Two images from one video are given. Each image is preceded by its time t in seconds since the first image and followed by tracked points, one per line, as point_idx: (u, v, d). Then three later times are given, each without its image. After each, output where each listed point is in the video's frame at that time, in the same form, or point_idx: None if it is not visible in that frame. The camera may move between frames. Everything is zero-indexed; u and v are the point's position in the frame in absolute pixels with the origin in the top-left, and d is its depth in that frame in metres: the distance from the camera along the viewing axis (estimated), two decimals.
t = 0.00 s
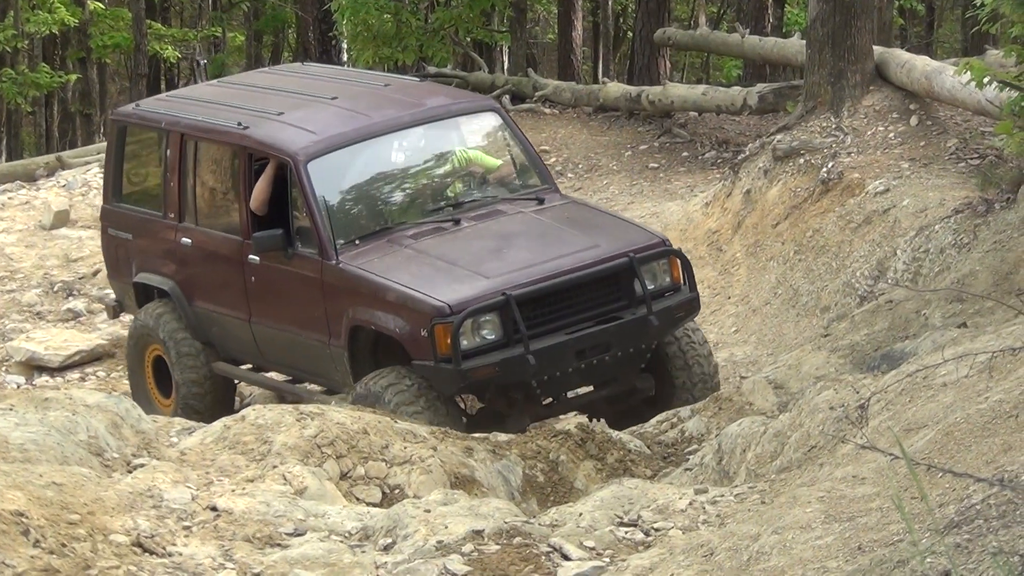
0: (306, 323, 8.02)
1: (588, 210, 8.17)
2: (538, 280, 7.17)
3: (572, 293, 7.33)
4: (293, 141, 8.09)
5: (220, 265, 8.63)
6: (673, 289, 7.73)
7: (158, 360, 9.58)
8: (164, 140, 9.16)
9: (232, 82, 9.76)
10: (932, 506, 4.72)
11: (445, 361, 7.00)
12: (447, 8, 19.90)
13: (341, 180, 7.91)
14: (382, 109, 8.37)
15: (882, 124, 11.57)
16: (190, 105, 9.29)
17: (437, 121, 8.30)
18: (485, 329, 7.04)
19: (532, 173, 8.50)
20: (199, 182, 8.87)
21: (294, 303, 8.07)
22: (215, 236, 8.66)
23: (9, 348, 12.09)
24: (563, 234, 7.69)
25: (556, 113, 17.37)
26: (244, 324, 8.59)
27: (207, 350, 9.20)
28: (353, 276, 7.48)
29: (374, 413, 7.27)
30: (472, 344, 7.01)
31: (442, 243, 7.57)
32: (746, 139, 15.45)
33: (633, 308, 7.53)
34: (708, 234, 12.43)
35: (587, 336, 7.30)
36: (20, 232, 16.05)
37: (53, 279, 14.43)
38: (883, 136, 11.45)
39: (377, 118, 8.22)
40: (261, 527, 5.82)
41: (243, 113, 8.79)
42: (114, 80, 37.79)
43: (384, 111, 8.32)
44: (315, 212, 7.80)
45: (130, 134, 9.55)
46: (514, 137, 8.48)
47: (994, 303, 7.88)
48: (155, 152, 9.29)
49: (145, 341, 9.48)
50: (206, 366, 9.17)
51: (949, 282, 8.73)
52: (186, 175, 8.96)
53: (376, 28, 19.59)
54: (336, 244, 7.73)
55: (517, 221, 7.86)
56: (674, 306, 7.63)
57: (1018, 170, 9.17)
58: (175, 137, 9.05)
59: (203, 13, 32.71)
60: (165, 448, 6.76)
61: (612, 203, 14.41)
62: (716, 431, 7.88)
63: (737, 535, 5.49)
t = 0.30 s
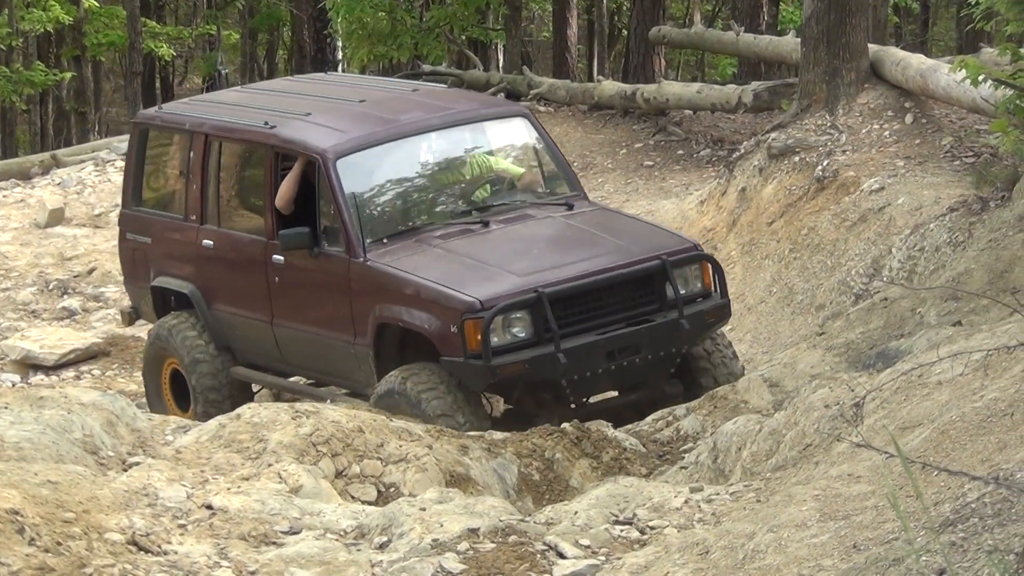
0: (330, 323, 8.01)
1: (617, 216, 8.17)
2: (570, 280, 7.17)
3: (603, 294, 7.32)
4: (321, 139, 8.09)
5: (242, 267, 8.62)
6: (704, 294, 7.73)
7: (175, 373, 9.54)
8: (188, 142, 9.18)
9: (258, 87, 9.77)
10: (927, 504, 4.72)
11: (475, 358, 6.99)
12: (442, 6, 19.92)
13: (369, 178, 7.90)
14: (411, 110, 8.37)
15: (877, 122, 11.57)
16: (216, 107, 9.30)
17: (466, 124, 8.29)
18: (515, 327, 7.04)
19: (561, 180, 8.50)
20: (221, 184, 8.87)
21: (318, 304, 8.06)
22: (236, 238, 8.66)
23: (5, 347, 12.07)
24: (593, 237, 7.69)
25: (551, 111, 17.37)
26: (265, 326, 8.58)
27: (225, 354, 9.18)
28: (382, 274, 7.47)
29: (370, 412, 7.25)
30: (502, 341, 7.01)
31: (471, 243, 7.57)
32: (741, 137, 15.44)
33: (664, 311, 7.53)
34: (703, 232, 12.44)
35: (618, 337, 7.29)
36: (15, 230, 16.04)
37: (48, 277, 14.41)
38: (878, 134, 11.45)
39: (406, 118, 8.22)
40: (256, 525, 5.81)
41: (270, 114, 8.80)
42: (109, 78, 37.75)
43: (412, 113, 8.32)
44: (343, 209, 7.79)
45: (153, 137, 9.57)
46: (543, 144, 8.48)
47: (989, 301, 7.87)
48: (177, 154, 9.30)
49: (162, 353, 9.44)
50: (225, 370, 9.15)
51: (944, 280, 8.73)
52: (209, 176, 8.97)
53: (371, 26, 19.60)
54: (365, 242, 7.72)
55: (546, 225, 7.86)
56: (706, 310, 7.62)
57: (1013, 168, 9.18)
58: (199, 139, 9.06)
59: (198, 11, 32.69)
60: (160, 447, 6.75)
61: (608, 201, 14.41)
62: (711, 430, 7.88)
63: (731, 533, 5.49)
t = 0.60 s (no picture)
0: (353, 321, 7.99)
1: (643, 219, 8.16)
2: (598, 270, 7.15)
3: (631, 286, 7.31)
4: (348, 137, 8.11)
5: (261, 269, 8.60)
6: (732, 292, 7.70)
7: (189, 394, 9.53)
8: (210, 149, 9.20)
9: (284, 101, 9.80)
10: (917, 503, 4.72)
11: (501, 343, 6.96)
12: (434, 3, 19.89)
13: (396, 175, 7.91)
14: (437, 114, 8.38)
15: (868, 121, 11.58)
16: (240, 116, 9.34)
17: (493, 127, 8.30)
18: (542, 314, 7.01)
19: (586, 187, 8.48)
20: (241, 189, 8.88)
21: (340, 303, 8.04)
22: (256, 241, 8.64)
23: None
24: (621, 235, 7.68)
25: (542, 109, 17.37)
26: (284, 329, 8.54)
27: (242, 361, 9.14)
28: (408, 265, 7.46)
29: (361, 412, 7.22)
30: (528, 328, 6.98)
31: (498, 239, 7.55)
32: (731, 135, 15.44)
33: (692, 307, 7.51)
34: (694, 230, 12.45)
35: (646, 328, 7.26)
36: (5, 229, 16.00)
37: (37, 276, 14.37)
38: (869, 133, 11.46)
39: (433, 120, 8.23)
40: (246, 524, 5.80)
41: (294, 120, 8.83)
42: (99, 76, 37.65)
43: (439, 116, 8.34)
44: (370, 204, 7.79)
45: (170, 148, 9.59)
46: (569, 150, 8.49)
47: (978, 299, 7.87)
48: (197, 163, 9.32)
49: (176, 372, 9.44)
50: (241, 377, 9.11)
51: (934, 278, 8.74)
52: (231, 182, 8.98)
53: (363, 25, 19.63)
54: (390, 236, 7.71)
55: (573, 224, 7.84)
56: (734, 307, 7.60)
57: (1004, 167, 9.19)
58: (221, 145, 9.08)
59: (189, 9, 32.62)
60: (151, 445, 6.73)
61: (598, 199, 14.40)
62: (702, 428, 7.90)
63: (721, 532, 5.48)
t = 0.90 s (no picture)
0: (336, 315, 7.96)
1: (619, 186, 8.13)
2: (570, 237, 7.13)
3: (606, 250, 7.29)
4: (315, 131, 8.08)
5: (244, 273, 8.59)
6: (708, 249, 7.69)
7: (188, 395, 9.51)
8: (184, 160, 9.20)
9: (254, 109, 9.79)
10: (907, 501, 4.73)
11: (478, 319, 6.94)
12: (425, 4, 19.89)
13: (366, 165, 7.88)
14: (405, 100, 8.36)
15: (858, 119, 11.59)
16: (211, 127, 9.34)
17: (460, 107, 8.28)
18: (517, 286, 6.99)
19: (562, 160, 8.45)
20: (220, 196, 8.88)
21: (323, 301, 8.02)
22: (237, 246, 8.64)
23: None
24: (595, 203, 7.66)
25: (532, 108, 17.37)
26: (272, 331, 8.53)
27: (237, 370, 9.13)
28: (382, 252, 7.44)
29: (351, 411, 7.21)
30: (504, 301, 6.95)
31: (470, 218, 7.53)
32: (722, 134, 15.43)
33: (669, 266, 7.48)
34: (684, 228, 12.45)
35: (623, 290, 7.24)
36: None
37: (27, 275, 14.33)
38: (859, 131, 11.47)
39: (399, 107, 8.21)
40: (237, 523, 5.78)
41: (263, 122, 8.82)
42: (89, 75, 37.56)
43: (405, 102, 8.31)
44: (340, 197, 7.76)
45: (149, 166, 9.61)
46: (540, 124, 8.46)
47: (968, 297, 7.86)
48: (175, 177, 9.33)
49: (174, 376, 9.40)
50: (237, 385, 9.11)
51: (924, 277, 8.74)
52: (207, 191, 8.99)
53: (352, 24, 19.61)
54: (363, 226, 7.68)
55: (547, 198, 7.82)
56: (711, 263, 7.58)
57: (993, 164, 9.19)
58: (194, 156, 9.08)
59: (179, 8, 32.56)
60: (141, 445, 6.71)
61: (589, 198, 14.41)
62: (692, 426, 7.93)
63: (712, 530, 5.47)
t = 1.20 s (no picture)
0: (321, 328, 7.95)
1: (596, 174, 8.13)
2: (547, 235, 7.11)
3: (585, 244, 7.27)
4: (286, 144, 8.06)
5: (227, 288, 8.58)
6: (688, 231, 7.69)
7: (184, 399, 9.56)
8: (159, 179, 9.18)
9: (226, 119, 9.75)
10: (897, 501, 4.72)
11: (462, 324, 6.91)
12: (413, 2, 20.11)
13: (339, 176, 7.85)
14: (375, 105, 8.34)
15: (848, 118, 11.60)
16: (182, 143, 9.31)
17: (430, 109, 8.27)
18: (498, 288, 6.96)
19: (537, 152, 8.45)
20: (198, 210, 8.85)
21: (306, 313, 8.01)
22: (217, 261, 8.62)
23: None
24: (571, 195, 7.64)
25: (522, 107, 17.35)
26: (260, 345, 8.53)
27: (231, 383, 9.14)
28: (360, 261, 7.41)
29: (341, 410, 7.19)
30: (486, 305, 6.93)
31: (445, 220, 7.50)
32: (712, 133, 15.42)
33: (650, 253, 7.48)
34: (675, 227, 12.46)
35: (604, 282, 7.24)
36: None
37: (17, 274, 14.29)
38: (848, 130, 11.48)
39: (369, 113, 8.19)
40: (227, 522, 5.76)
41: (234, 135, 8.79)
42: (79, 74, 37.48)
43: (375, 107, 8.30)
44: (316, 209, 7.73)
45: (126, 186, 9.59)
46: (513, 118, 8.46)
47: (958, 296, 7.86)
48: (151, 196, 9.31)
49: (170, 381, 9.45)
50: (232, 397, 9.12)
51: (914, 275, 8.74)
52: (184, 209, 8.96)
53: (342, 23, 19.56)
54: (340, 238, 7.64)
55: (524, 192, 7.81)
56: (692, 245, 7.58)
57: (983, 163, 9.18)
58: (169, 174, 9.05)
59: (169, 7, 32.49)
60: (131, 444, 6.69)
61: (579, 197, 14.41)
62: (682, 425, 7.92)
63: (703, 528, 5.47)
